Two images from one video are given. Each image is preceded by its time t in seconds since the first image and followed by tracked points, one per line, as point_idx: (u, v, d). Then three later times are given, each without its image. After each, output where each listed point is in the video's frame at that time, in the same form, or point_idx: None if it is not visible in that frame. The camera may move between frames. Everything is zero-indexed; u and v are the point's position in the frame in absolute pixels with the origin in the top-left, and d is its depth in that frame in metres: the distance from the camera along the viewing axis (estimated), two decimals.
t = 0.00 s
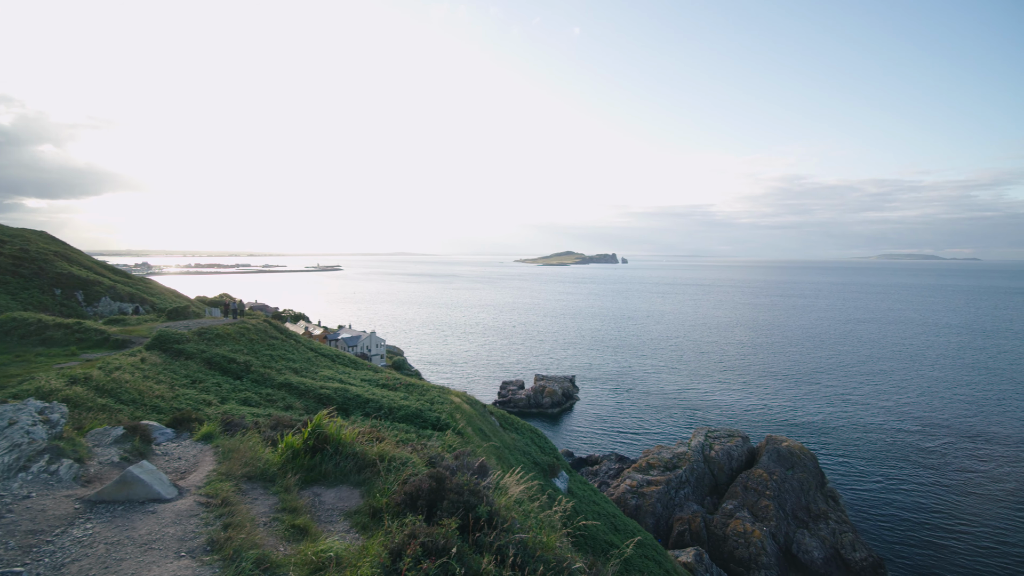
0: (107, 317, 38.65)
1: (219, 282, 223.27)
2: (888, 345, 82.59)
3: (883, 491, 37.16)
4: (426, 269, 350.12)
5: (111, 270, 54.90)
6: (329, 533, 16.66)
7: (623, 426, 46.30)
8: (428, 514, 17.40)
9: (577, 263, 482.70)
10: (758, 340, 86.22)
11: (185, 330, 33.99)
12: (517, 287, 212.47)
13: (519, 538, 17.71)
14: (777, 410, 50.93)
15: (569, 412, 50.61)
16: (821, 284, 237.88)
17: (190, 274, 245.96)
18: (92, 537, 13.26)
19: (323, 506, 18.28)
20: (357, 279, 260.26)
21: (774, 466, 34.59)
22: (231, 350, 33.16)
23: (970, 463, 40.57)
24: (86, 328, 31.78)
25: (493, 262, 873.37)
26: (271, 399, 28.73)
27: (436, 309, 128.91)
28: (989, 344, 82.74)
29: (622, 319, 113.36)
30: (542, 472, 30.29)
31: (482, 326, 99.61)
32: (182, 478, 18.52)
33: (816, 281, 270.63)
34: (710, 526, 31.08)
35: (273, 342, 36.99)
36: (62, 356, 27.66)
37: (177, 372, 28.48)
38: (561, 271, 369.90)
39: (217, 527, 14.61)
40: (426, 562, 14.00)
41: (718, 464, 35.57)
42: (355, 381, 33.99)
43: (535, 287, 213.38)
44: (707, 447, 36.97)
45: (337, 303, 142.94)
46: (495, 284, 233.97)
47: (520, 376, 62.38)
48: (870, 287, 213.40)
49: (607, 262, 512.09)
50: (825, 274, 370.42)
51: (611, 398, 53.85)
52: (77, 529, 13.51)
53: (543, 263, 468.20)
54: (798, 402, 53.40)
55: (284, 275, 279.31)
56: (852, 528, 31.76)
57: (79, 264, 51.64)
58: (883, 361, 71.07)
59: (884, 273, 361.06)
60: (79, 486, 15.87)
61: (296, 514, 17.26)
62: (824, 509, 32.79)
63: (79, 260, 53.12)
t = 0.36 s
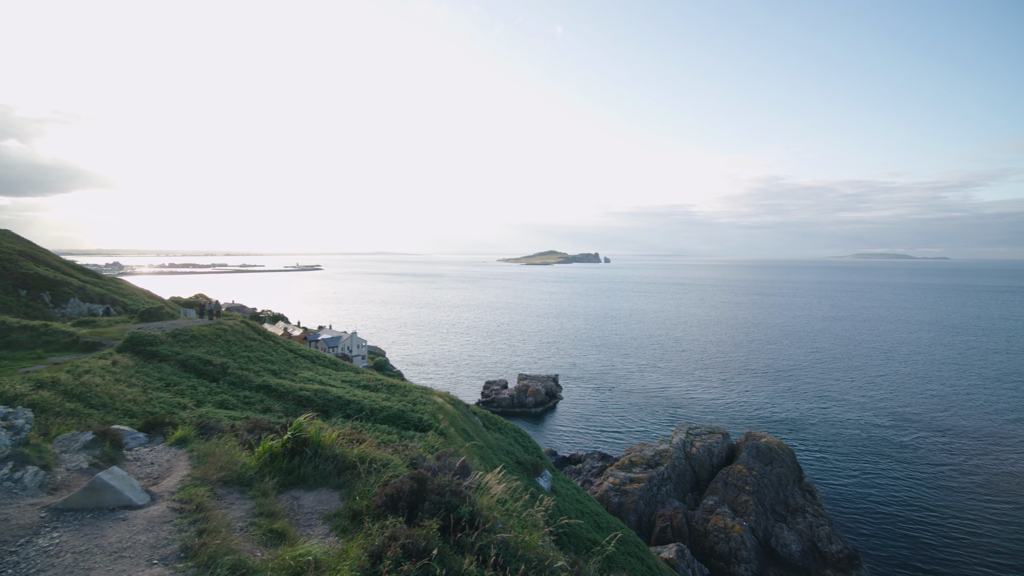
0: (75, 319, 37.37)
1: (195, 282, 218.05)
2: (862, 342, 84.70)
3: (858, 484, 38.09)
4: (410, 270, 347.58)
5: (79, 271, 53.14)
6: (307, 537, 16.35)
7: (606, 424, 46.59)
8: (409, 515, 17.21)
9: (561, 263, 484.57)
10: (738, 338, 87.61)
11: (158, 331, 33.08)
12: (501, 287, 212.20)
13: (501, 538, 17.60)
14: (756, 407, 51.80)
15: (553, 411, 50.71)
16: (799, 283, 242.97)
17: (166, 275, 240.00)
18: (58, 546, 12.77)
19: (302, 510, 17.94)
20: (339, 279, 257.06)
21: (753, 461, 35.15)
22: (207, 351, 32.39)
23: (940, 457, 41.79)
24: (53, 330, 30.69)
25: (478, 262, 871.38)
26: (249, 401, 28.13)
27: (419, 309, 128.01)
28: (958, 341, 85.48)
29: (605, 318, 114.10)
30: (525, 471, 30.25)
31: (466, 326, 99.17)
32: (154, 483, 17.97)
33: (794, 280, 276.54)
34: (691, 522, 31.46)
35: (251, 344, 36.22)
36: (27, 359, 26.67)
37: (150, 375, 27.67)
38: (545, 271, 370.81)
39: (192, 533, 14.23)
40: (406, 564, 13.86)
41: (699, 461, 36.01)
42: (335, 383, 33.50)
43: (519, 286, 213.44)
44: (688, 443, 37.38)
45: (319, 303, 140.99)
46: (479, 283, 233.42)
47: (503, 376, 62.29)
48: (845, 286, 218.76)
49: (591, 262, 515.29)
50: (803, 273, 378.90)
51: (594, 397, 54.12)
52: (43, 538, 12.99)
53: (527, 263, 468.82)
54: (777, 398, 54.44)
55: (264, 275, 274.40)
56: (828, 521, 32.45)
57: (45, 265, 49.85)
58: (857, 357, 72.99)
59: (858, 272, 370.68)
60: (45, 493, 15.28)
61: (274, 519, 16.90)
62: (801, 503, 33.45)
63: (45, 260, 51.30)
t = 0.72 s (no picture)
0: (41, 321, 36.02)
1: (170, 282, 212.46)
2: (838, 339, 86.77)
3: (834, 478, 38.99)
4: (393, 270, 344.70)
5: (46, 271, 51.26)
6: (286, 542, 16.02)
7: (589, 423, 46.80)
8: (389, 518, 17.00)
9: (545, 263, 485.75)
10: (719, 336, 88.94)
11: (130, 334, 32.13)
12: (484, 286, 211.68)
13: (483, 538, 17.51)
14: (736, 404, 52.58)
15: (536, 410, 50.73)
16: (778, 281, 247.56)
17: (140, 276, 233.67)
18: (22, 557, 12.26)
19: (280, 514, 17.57)
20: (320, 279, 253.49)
21: (733, 458, 35.65)
22: (182, 354, 31.57)
23: (913, 450, 42.98)
24: (18, 334, 29.56)
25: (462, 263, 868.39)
26: (226, 404, 27.48)
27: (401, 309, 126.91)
28: (927, 338, 88.27)
29: (588, 317, 114.73)
30: (509, 471, 30.18)
31: (449, 327, 98.59)
32: (125, 490, 17.40)
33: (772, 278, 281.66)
34: (673, 518, 31.77)
35: (228, 346, 35.39)
36: None
37: (122, 379, 26.83)
38: (530, 271, 371.32)
39: (165, 541, 13.82)
40: (386, 566, 13.68)
41: (680, 458, 36.38)
42: (315, 385, 32.95)
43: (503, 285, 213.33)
44: (670, 441, 37.73)
45: (299, 303, 138.72)
46: (463, 283, 232.64)
47: (486, 376, 62.07)
48: (821, 285, 223.74)
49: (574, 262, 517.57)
50: (781, 272, 386.60)
51: (577, 396, 54.32)
52: (6, 549, 12.45)
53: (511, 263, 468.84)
54: (756, 395, 55.39)
55: (243, 275, 269.11)
56: (805, 515, 33.09)
57: (9, 265, 47.95)
58: (833, 354, 74.77)
59: (835, 271, 379.61)
60: (9, 503, 14.67)
61: (251, 524, 16.51)
62: (780, 498, 34.04)
63: (9, 261, 49.34)
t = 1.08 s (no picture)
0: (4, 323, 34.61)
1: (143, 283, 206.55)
2: (814, 336, 88.78)
3: (810, 473, 39.84)
4: (376, 270, 341.33)
5: (9, 272, 49.26)
6: (263, 547, 15.67)
7: (572, 422, 46.97)
8: (370, 520, 16.77)
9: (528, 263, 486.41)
10: (699, 335, 90.16)
11: (100, 336, 31.10)
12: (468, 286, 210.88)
13: (464, 538, 17.39)
14: (716, 402, 53.34)
15: (519, 410, 50.73)
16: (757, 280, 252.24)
17: (112, 276, 226.79)
18: None
19: (257, 519, 17.17)
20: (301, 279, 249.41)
21: (713, 454, 36.15)
22: (155, 356, 30.69)
23: (886, 445, 44.15)
24: None
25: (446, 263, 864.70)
26: (201, 408, 26.80)
27: (383, 310, 125.65)
28: (899, 335, 90.87)
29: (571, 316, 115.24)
30: (492, 472, 30.07)
31: (431, 327, 97.90)
32: (94, 497, 16.78)
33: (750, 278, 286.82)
34: (655, 515, 32.08)
35: (203, 347, 34.54)
36: None
37: (91, 383, 25.95)
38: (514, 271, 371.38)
39: (136, 549, 13.38)
40: (366, 569, 13.51)
41: (662, 455, 36.74)
42: (294, 387, 32.37)
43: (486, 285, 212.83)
44: (652, 439, 38.07)
45: (278, 304, 136.25)
46: (446, 283, 231.39)
47: (469, 376, 61.79)
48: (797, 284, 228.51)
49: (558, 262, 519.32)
50: (761, 272, 393.83)
51: (560, 395, 54.46)
52: None
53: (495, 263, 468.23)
54: (735, 392, 56.30)
55: (221, 275, 263.40)
56: (783, 509, 33.72)
57: None
58: (809, 351, 76.49)
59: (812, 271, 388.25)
60: None
61: (227, 529, 16.10)
62: (759, 493, 34.63)
63: None
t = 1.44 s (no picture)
0: None
1: (114, 283, 200.29)
2: (790, 334, 90.74)
3: (787, 468, 40.67)
4: (358, 270, 337.41)
5: None
6: (238, 553, 15.28)
7: (555, 421, 47.07)
8: (348, 523, 16.49)
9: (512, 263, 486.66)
10: (680, 333, 91.33)
11: (66, 338, 30.03)
12: (451, 286, 209.98)
13: (445, 539, 17.25)
14: (696, 399, 54.07)
15: (501, 410, 50.65)
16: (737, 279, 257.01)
17: (82, 277, 219.67)
18: None
19: (232, 524, 16.74)
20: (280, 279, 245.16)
21: (693, 451, 36.61)
22: (125, 359, 29.77)
23: (859, 440, 45.30)
24: None
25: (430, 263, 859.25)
26: (174, 412, 26.09)
27: (365, 310, 124.26)
28: (871, 332, 93.48)
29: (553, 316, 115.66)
30: (473, 472, 29.96)
31: (413, 327, 97.12)
32: (59, 504, 16.13)
33: (729, 277, 291.39)
34: (636, 512, 32.37)
35: (176, 350, 33.64)
36: None
37: (57, 388, 25.02)
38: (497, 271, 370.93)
39: (104, 558, 12.96)
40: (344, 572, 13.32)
41: (643, 453, 37.08)
42: (271, 389, 31.76)
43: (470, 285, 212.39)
44: (633, 437, 38.38)
45: (256, 305, 133.57)
46: (428, 283, 229.96)
47: (451, 377, 61.45)
48: (774, 282, 233.07)
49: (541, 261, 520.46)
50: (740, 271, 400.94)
51: (542, 395, 54.55)
52: None
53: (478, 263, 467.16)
54: (715, 390, 57.18)
55: (197, 275, 257.23)
56: (761, 503, 34.34)
57: None
58: (785, 348, 78.14)
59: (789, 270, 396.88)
60: None
61: (201, 535, 15.67)
62: (737, 488, 35.22)
63: None
